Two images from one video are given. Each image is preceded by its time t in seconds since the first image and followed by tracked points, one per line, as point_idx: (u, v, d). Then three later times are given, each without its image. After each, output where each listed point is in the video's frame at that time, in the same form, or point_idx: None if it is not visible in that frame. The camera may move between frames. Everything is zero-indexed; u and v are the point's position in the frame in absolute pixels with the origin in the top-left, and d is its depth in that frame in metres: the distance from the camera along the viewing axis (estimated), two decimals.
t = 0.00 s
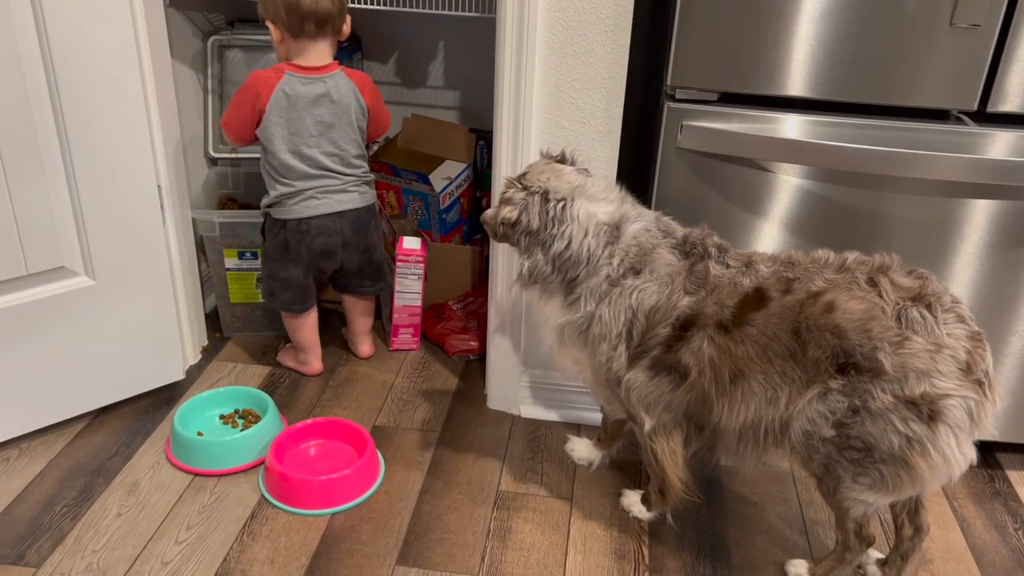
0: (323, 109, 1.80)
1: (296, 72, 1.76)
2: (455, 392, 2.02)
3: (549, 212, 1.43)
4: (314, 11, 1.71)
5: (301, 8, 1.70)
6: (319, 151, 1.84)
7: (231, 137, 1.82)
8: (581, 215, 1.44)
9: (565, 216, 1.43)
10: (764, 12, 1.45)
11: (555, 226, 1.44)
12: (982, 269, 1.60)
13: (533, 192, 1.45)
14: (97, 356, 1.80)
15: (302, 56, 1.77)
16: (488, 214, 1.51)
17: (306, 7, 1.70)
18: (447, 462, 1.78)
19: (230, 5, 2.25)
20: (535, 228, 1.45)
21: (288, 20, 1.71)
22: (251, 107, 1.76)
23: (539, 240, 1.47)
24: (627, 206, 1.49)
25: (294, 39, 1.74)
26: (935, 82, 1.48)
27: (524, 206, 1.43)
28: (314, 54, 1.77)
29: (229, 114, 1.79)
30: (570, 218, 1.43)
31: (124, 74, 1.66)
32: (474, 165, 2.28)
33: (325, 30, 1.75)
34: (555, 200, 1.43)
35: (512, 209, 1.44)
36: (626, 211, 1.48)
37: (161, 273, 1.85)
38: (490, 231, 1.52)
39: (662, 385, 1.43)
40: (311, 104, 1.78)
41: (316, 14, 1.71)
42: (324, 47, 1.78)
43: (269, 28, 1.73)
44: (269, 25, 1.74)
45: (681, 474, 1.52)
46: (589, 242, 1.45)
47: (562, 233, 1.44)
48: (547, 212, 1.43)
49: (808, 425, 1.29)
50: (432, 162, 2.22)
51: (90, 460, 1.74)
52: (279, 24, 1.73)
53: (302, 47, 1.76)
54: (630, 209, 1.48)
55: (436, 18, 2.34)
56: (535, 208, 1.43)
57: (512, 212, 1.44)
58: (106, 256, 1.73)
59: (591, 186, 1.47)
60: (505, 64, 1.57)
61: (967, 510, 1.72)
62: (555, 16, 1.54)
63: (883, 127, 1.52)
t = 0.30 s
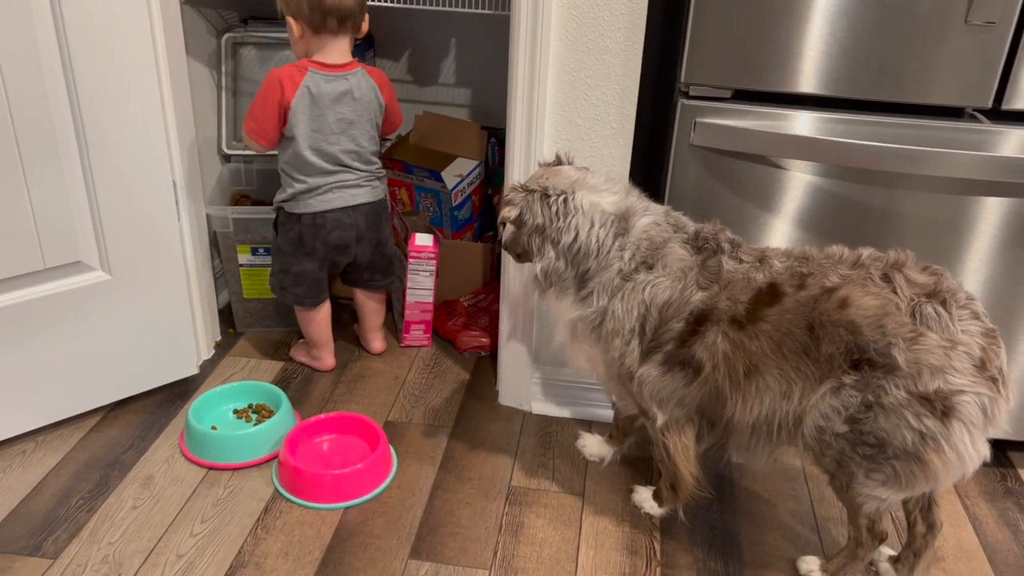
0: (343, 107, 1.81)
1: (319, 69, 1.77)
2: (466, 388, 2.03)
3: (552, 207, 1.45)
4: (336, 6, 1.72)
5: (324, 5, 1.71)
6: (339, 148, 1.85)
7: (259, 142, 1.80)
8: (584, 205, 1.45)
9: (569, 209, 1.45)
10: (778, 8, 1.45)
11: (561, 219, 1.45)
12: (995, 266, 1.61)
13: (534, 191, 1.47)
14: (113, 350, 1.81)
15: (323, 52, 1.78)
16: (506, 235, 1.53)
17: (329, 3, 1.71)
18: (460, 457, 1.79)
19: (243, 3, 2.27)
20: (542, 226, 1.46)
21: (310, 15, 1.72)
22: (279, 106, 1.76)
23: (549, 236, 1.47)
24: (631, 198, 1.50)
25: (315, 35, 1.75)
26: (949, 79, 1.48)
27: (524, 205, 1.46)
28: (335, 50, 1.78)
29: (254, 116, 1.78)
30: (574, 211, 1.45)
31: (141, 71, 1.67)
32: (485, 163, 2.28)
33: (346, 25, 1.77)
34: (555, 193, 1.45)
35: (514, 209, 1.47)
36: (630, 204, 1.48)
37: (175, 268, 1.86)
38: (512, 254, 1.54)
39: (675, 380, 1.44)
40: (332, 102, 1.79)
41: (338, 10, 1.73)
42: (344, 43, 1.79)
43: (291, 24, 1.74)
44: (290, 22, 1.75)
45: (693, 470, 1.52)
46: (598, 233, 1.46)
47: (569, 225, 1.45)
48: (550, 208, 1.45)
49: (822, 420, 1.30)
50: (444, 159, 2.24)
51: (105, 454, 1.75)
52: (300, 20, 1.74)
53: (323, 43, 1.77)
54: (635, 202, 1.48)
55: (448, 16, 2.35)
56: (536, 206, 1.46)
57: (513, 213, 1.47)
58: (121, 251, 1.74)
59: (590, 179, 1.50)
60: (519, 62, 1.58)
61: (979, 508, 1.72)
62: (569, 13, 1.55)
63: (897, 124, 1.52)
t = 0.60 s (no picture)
0: (363, 104, 1.83)
1: (343, 64, 1.78)
2: (476, 385, 2.03)
3: (561, 206, 1.46)
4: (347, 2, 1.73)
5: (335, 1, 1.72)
6: (360, 146, 1.86)
7: (300, 150, 1.78)
8: (592, 202, 1.45)
9: (578, 206, 1.45)
10: (791, 6, 1.45)
11: (570, 216, 1.46)
12: (1008, 266, 1.60)
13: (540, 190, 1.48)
14: (124, 346, 1.82)
15: (335, 47, 1.79)
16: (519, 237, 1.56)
17: None
18: (469, 454, 1.79)
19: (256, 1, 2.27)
20: (552, 224, 1.47)
21: (321, 12, 1.73)
22: (314, 107, 1.75)
23: (559, 234, 1.48)
24: (640, 195, 1.50)
25: (326, 31, 1.76)
26: (963, 77, 1.47)
27: (534, 205, 1.47)
28: (347, 45, 1.79)
29: (291, 126, 1.75)
30: (583, 207, 1.45)
31: (153, 68, 1.67)
32: (496, 161, 2.31)
33: (357, 20, 1.77)
34: (563, 191, 1.46)
35: (523, 208, 1.48)
36: (640, 200, 1.48)
37: (187, 264, 1.87)
38: (523, 260, 1.58)
39: (686, 376, 1.44)
40: (355, 101, 1.81)
41: (349, 5, 1.74)
42: (355, 37, 1.80)
43: (301, 22, 1.74)
44: (300, 21, 1.75)
45: (703, 467, 1.52)
46: (608, 229, 1.46)
47: (578, 222, 1.45)
48: (559, 206, 1.46)
49: (833, 418, 1.29)
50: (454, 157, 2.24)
51: (116, 448, 1.76)
52: (311, 18, 1.74)
53: (335, 39, 1.78)
54: (644, 197, 1.49)
55: (459, 14, 2.35)
56: (546, 205, 1.46)
57: (523, 212, 1.48)
58: (133, 247, 1.75)
59: (598, 177, 1.51)
60: (531, 59, 1.59)
61: (991, 508, 1.72)
62: (581, 11, 1.55)
63: (910, 123, 1.51)
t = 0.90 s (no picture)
0: (387, 108, 1.88)
1: (364, 71, 1.83)
2: (484, 383, 2.03)
3: (568, 206, 1.46)
4: (352, 19, 1.76)
5: (341, 19, 1.74)
6: (387, 151, 1.90)
7: (352, 159, 1.80)
8: (599, 200, 1.45)
9: (584, 205, 1.45)
10: (802, 3, 1.44)
11: (578, 216, 1.45)
12: (1020, 266, 1.58)
13: (547, 191, 1.48)
14: (133, 342, 1.83)
15: (338, 63, 1.82)
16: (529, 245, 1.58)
17: (345, 17, 1.75)
18: (477, 452, 1.79)
19: None
20: (560, 224, 1.46)
21: (327, 30, 1.75)
22: (355, 114, 1.79)
23: (568, 234, 1.47)
24: (646, 192, 1.49)
25: (333, 47, 1.79)
26: (975, 76, 1.46)
27: (540, 206, 1.46)
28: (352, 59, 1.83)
29: (340, 138, 1.78)
30: (590, 206, 1.45)
31: (163, 64, 1.67)
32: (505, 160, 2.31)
33: (361, 36, 1.81)
34: (569, 193, 1.45)
35: (530, 211, 1.47)
36: (647, 196, 1.48)
37: (196, 261, 1.87)
38: (532, 268, 1.59)
39: (696, 375, 1.43)
40: (380, 106, 1.86)
41: (354, 22, 1.77)
42: (358, 52, 1.83)
43: (306, 39, 1.76)
44: (305, 38, 1.77)
45: (712, 467, 1.52)
46: (617, 226, 1.45)
47: (586, 221, 1.45)
48: (566, 206, 1.45)
49: (844, 418, 1.29)
50: (462, 155, 2.25)
51: (125, 445, 1.76)
52: (315, 34, 1.77)
53: (339, 55, 1.81)
54: (651, 194, 1.48)
55: (468, 12, 2.35)
56: (552, 205, 1.46)
57: (529, 214, 1.47)
58: (142, 244, 1.75)
59: (603, 176, 1.51)
60: (541, 57, 1.58)
61: (1001, 510, 1.71)
62: (591, 8, 1.54)
63: (923, 121, 1.50)
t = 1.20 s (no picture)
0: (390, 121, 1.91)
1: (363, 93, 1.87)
2: (492, 381, 2.03)
3: (576, 205, 1.45)
4: (351, 51, 1.80)
5: (340, 50, 1.78)
6: (402, 162, 1.93)
7: (374, 168, 1.81)
8: (607, 200, 1.45)
9: (593, 205, 1.45)
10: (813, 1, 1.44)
11: (587, 216, 1.45)
12: None
13: (556, 190, 1.47)
14: (143, 339, 1.83)
15: (337, 93, 1.85)
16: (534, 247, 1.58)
17: (344, 48, 1.79)
18: (485, 450, 1.79)
19: None
20: (569, 224, 1.46)
21: (326, 61, 1.79)
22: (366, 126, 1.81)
23: (576, 234, 1.47)
24: (653, 190, 1.49)
25: (332, 78, 1.83)
26: (987, 74, 1.45)
27: (550, 205, 1.46)
28: (350, 89, 1.86)
29: (357, 150, 1.79)
30: (598, 206, 1.45)
31: (174, 62, 1.68)
32: (513, 158, 2.32)
33: (358, 66, 1.85)
34: (578, 192, 1.45)
35: (540, 208, 1.47)
36: (654, 195, 1.48)
37: (206, 258, 1.88)
38: (537, 269, 1.59)
39: (705, 373, 1.43)
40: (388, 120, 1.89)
41: (352, 53, 1.81)
42: (355, 82, 1.87)
43: (306, 71, 1.79)
44: (305, 70, 1.80)
45: (721, 465, 1.52)
46: (625, 225, 1.45)
47: (594, 221, 1.45)
48: (575, 206, 1.45)
49: (853, 417, 1.28)
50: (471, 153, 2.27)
51: (135, 440, 1.77)
52: (315, 66, 1.80)
53: (338, 85, 1.85)
54: (658, 193, 1.48)
55: (477, 10, 2.36)
56: (561, 205, 1.46)
57: (538, 212, 1.47)
58: (152, 240, 1.76)
59: (611, 176, 1.51)
60: (551, 56, 1.58)
61: (1011, 510, 1.70)
62: (601, 6, 1.54)
63: (933, 120, 1.50)
